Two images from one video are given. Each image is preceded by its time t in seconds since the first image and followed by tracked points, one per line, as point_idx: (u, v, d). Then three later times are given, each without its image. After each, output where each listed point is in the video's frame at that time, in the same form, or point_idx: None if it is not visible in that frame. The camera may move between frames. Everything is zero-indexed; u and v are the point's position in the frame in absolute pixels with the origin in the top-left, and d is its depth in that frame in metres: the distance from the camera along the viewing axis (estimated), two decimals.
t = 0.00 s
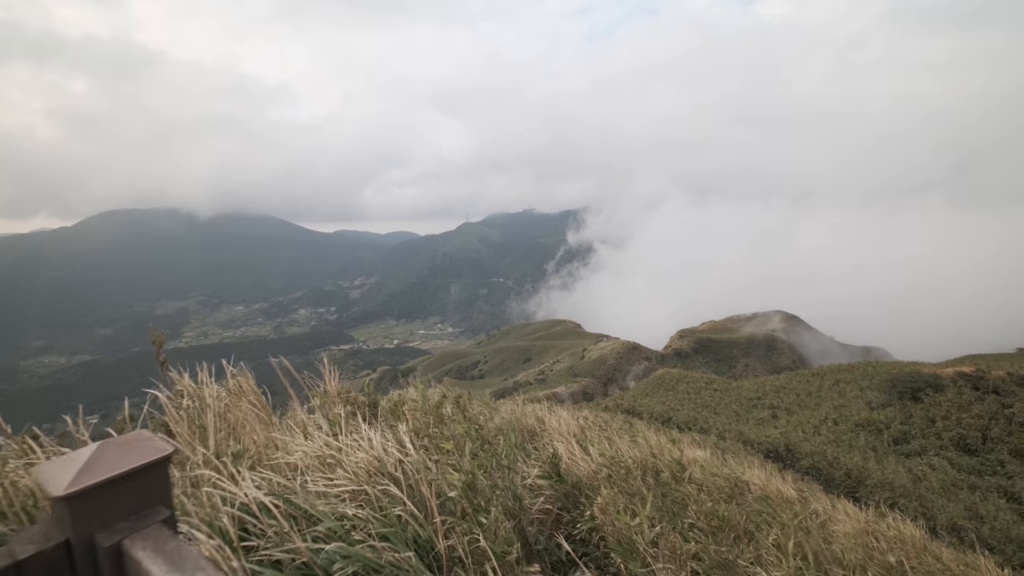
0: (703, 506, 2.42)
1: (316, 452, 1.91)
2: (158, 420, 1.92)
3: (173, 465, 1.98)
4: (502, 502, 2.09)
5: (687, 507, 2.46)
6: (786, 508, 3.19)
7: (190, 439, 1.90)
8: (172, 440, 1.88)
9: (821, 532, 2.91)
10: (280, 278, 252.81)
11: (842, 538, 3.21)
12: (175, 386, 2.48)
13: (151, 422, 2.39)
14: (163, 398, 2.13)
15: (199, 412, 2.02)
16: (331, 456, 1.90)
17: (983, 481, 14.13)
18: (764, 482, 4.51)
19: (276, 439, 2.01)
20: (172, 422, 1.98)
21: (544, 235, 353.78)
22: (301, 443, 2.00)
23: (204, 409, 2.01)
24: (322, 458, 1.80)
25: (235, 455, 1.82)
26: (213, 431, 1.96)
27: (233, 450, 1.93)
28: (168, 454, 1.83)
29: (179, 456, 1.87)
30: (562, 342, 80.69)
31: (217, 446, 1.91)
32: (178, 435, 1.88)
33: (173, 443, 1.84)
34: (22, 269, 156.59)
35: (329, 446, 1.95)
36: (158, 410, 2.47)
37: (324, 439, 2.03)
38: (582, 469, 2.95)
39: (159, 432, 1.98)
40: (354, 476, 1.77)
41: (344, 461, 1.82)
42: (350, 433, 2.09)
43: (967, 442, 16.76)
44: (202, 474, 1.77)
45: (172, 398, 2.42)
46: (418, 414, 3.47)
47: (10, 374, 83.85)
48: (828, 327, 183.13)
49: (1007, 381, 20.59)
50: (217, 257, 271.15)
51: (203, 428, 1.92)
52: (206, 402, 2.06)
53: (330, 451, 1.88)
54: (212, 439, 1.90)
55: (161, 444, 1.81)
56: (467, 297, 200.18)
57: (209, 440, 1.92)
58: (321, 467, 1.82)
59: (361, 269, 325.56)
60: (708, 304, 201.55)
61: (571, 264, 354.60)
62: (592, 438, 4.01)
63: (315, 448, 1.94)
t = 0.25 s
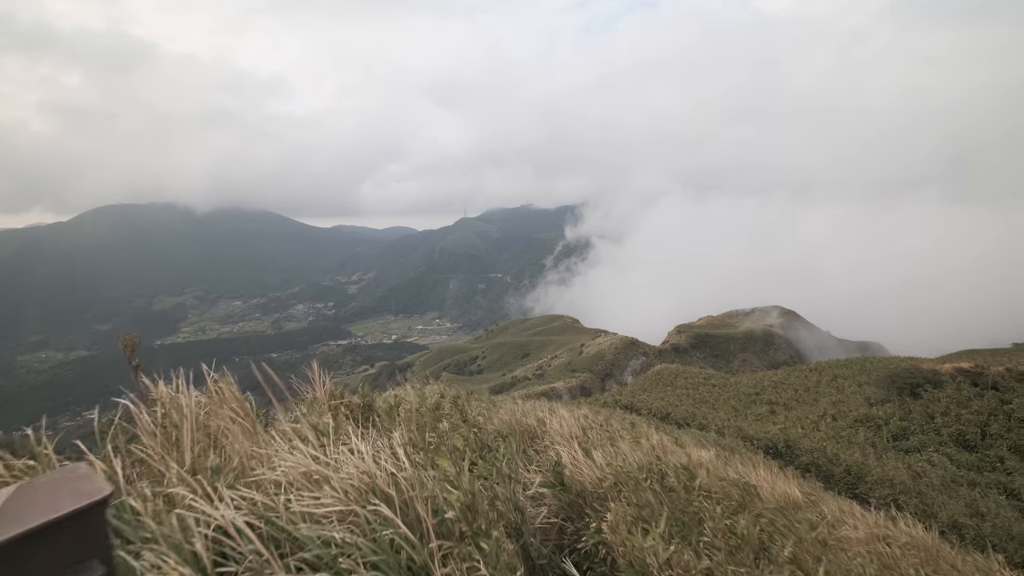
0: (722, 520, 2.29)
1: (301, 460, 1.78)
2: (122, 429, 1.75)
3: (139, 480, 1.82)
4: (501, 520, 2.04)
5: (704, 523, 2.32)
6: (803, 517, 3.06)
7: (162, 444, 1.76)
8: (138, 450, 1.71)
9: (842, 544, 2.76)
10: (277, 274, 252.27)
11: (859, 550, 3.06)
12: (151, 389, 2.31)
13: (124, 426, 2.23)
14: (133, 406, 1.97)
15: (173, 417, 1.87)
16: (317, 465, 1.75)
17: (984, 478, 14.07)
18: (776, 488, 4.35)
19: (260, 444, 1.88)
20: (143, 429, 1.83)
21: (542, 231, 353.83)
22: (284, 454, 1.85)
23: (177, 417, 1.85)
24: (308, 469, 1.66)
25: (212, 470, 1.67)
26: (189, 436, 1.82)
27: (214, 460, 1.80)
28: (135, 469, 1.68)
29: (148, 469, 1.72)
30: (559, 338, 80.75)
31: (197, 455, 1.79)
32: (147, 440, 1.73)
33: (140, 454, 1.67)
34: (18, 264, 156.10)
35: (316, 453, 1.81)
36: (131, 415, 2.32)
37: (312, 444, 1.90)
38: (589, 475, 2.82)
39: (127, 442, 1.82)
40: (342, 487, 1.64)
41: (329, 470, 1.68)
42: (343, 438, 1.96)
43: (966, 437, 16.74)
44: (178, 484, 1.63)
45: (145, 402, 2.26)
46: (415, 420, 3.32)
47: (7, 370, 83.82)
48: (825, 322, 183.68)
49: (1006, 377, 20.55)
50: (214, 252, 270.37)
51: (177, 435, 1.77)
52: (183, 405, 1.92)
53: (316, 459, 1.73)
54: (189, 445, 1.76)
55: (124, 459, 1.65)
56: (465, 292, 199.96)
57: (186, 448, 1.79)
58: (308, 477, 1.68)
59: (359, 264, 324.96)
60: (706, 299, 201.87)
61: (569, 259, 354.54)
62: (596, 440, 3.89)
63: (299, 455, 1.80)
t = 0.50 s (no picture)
0: (737, 539, 2.18)
1: (294, 476, 1.68)
2: (101, 446, 1.65)
3: (114, 500, 1.72)
4: (505, 535, 1.95)
5: (721, 544, 2.19)
6: (821, 530, 2.94)
7: (144, 463, 1.65)
8: (116, 470, 1.61)
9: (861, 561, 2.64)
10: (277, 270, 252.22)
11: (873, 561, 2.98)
12: (135, 400, 2.21)
13: (105, 437, 2.14)
14: (113, 419, 1.88)
15: (156, 434, 1.77)
16: (311, 483, 1.64)
17: (987, 477, 14.00)
18: (785, 494, 4.24)
19: (247, 464, 1.77)
20: (123, 443, 1.72)
21: (542, 228, 353.63)
22: (279, 468, 1.75)
23: (158, 432, 1.75)
24: (300, 489, 1.55)
25: (197, 490, 1.57)
26: (171, 452, 1.71)
27: (198, 478, 1.70)
28: (110, 492, 1.57)
29: (125, 488, 1.61)
30: (559, 335, 80.65)
31: (180, 474, 1.67)
32: (123, 457, 1.62)
33: (118, 472, 1.57)
34: (18, 261, 156.19)
35: (309, 469, 1.71)
36: (112, 426, 2.21)
37: (308, 459, 1.80)
38: (596, 487, 2.71)
39: (101, 459, 1.71)
40: (335, 509, 1.53)
41: (321, 493, 1.57)
42: (334, 456, 1.86)
43: (970, 436, 16.64)
44: (159, 506, 1.53)
45: (129, 412, 2.17)
46: (415, 430, 3.22)
47: (8, 367, 83.91)
48: (825, 320, 183.77)
49: (1009, 375, 20.44)
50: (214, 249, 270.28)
51: (157, 453, 1.65)
52: (167, 416, 1.81)
53: (307, 477, 1.62)
54: (170, 465, 1.66)
55: (97, 482, 1.55)
56: (465, 289, 199.77)
57: (168, 465, 1.67)
58: (298, 498, 1.56)
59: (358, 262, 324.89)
60: (706, 297, 201.93)
61: (569, 256, 354.26)
62: (604, 447, 3.77)
63: (287, 471, 1.69)
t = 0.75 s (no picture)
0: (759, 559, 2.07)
1: (293, 493, 1.63)
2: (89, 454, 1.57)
3: (108, 502, 1.67)
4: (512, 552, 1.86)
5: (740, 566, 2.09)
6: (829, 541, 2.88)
7: (137, 475, 1.57)
8: (107, 484, 1.52)
9: None
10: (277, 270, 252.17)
11: None
12: (136, 414, 2.15)
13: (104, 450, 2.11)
14: (99, 440, 1.77)
15: (147, 446, 1.69)
16: (319, 501, 1.58)
17: (991, 479, 13.89)
18: (797, 503, 4.12)
19: (256, 475, 1.74)
20: (116, 458, 1.65)
21: (542, 227, 353.70)
22: (285, 485, 1.72)
23: (153, 450, 1.65)
24: (305, 503, 1.50)
25: (188, 508, 1.49)
26: (165, 464, 1.63)
27: (198, 496, 1.62)
28: (102, 501, 1.49)
29: (120, 495, 1.52)
30: (559, 334, 80.59)
31: (173, 488, 1.62)
32: (115, 471, 1.53)
33: (107, 487, 1.50)
34: (18, 260, 156.22)
35: (311, 487, 1.64)
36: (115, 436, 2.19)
37: (313, 477, 1.72)
38: (612, 499, 2.62)
39: (99, 472, 1.67)
40: (328, 514, 1.51)
41: (331, 509, 1.51)
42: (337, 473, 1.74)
43: (972, 437, 16.55)
44: (168, 515, 1.48)
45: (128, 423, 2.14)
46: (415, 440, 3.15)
47: (8, 366, 83.82)
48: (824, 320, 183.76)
49: (1012, 376, 20.33)
50: (214, 248, 270.24)
51: (158, 462, 1.61)
52: (157, 435, 1.71)
53: (313, 494, 1.56)
54: (162, 480, 1.57)
55: (98, 488, 1.49)
56: (466, 288, 199.60)
57: (164, 476, 1.62)
58: (302, 504, 1.54)
59: (358, 261, 324.83)
60: (706, 297, 201.87)
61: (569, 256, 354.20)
62: (607, 452, 3.70)
63: (289, 492, 1.60)
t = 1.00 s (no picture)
0: None
1: (304, 506, 1.58)
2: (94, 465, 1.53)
3: (112, 519, 1.62)
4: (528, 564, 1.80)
5: None
6: (850, 551, 2.81)
7: (141, 490, 1.52)
8: (112, 496, 1.46)
9: None
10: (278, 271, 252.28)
11: None
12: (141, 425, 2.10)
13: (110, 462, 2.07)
14: (102, 450, 1.73)
15: (152, 456, 1.64)
16: (327, 520, 1.51)
17: (996, 481, 13.81)
18: (809, 507, 4.05)
19: (264, 490, 1.70)
20: (121, 469, 1.61)
21: (543, 228, 353.72)
22: (293, 501, 1.66)
23: (158, 463, 1.61)
24: (318, 515, 1.47)
25: (190, 526, 1.42)
26: (170, 474, 1.58)
27: (204, 510, 1.57)
28: (108, 513, 1.43)
29: (128, 505, 1.48)
30: (560, 335, 80.48)
31: (179, 503, 1.57)
32: (118, 483, 1.48)
33: (111, 499, 1.45)
34: (19, 261, 156.46)
35: (320, 501, 1.58)
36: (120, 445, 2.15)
37: (324, 489, 1.66)
38: (626, 508, 2.57)
39: (104, 485, 1.63)
40: (339, 530, 1.46)
41: (344, 525, 1.46)
42: (348, 486, 1.70)
43: (977, 440, 16.45)
44: (177, 531, 1.43)
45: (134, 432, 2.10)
46: (422, 447, 3.09)
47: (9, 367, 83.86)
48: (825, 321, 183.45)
49: (1016, 378, 20.22)
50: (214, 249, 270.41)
51: (164, 470, 1.56)
52: (163, 446, 1.67)
53: (321, 507, 1.51)
54: (167, 496, 1.51)
55: (103, 500, 1.44)
56: (466, 289, 199.53)
57: (169, 488, 1.56)
58: (311, 517, 1.49)
59: (359, 262, 325.00)
60: (707, 298, 201.72)
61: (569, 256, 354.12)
62: (619, 458, 3.62)
63: (297, 508, 1.53)
